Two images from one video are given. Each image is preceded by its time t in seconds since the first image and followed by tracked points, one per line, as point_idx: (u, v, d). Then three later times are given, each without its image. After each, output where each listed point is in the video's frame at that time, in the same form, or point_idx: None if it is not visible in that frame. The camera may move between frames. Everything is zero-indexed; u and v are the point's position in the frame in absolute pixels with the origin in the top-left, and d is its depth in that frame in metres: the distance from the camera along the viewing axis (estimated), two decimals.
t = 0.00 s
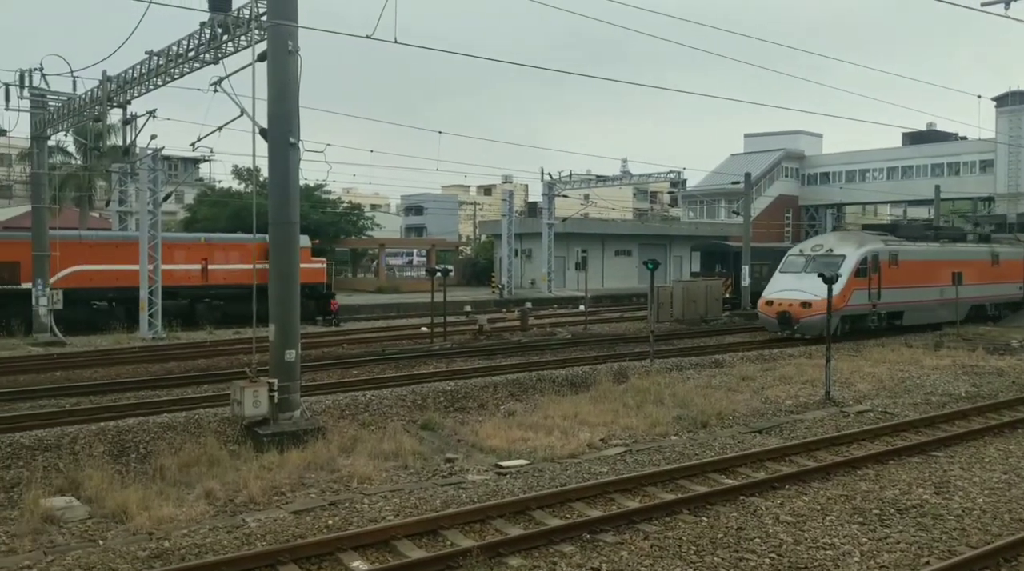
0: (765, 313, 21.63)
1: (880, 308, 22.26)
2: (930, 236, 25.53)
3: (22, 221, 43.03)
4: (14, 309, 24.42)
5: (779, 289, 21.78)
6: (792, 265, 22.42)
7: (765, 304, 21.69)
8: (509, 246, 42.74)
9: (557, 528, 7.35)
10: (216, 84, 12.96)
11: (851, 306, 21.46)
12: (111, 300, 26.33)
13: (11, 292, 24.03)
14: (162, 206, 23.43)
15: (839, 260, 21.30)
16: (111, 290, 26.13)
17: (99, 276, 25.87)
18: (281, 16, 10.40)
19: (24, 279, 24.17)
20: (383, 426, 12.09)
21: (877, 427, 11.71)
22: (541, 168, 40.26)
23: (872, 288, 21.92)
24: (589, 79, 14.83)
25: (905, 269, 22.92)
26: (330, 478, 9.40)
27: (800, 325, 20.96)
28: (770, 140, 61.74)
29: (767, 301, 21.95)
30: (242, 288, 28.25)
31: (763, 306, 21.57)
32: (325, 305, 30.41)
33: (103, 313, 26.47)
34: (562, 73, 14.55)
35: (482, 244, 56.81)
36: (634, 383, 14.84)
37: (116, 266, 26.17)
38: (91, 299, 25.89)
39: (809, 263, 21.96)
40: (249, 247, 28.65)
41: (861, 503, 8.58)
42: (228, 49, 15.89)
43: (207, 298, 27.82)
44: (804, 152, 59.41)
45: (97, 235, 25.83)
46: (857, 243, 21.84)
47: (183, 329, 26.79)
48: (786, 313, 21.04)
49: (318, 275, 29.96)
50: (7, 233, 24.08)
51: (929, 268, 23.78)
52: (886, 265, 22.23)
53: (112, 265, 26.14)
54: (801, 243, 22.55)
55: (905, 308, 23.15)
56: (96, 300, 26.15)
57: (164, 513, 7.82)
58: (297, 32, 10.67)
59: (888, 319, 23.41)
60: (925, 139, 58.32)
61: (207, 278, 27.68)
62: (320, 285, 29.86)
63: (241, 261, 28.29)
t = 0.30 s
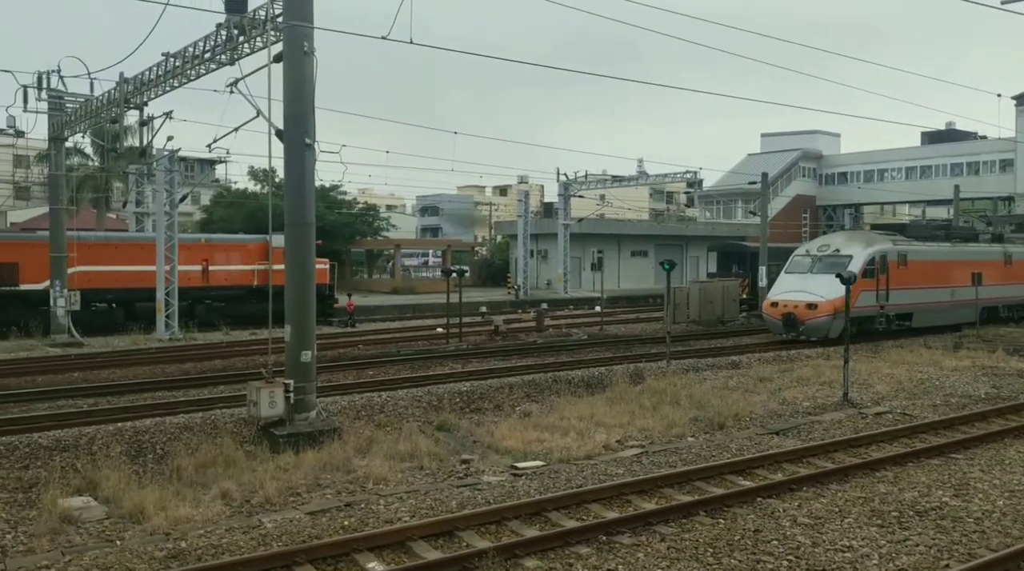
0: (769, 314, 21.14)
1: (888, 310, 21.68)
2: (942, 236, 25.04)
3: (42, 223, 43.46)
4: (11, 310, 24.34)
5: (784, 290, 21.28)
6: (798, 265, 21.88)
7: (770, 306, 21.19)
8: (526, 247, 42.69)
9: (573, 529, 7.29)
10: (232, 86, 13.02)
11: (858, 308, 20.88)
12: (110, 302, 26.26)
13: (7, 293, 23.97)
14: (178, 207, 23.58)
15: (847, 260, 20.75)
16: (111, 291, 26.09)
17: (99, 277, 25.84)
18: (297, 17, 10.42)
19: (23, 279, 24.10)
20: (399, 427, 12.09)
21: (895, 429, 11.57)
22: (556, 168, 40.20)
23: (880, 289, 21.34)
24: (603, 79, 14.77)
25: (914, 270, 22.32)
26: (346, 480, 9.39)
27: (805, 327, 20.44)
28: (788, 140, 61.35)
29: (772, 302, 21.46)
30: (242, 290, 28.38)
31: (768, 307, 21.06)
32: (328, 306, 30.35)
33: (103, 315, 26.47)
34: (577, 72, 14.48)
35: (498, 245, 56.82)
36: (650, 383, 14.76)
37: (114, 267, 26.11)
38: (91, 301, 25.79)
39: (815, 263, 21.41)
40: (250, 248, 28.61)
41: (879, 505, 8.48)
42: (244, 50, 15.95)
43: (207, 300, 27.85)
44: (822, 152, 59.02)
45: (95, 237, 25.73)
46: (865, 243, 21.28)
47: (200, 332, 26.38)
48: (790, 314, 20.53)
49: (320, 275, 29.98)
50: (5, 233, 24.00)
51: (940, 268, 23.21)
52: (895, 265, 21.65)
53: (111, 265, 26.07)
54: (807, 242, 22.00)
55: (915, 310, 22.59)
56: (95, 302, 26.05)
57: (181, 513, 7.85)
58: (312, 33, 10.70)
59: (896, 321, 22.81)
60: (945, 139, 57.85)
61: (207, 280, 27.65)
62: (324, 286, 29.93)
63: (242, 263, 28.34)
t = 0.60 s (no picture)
0: (774, 316, 20.62)
1: (896, 312, 21.00)
2: (955, 236, 24.51)
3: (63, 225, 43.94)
4: (9, 312, 24.26)
5: (790, 292, 20.75)
6: (804, 266, 21.32)
7: (775, 307, 20.65)
8: (543, 247, 42.64)
9: (590, 531, 7.25)
10: (251, 88, 13.10)
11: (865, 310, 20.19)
12: (111, 303, 26.15)
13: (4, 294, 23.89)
14: (197, 208, 23.74)
15: (853, 260, 20.14)
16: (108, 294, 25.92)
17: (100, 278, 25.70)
18: (316, 19, 10.50)
19: (20, 281, 24.07)
20: (415, 428, 12.10)
21: (916, 431, 11.44)
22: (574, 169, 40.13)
23: (888, 291, 20.67)
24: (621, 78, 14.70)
25: (924, 270, 21.66)
26: (363, 481, 9.40)
27: (810, 328, 19.87)
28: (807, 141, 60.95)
29: (777, 304, 20.94)
30: (245, 291, 28.53)
31: (774, 309, 20.55)
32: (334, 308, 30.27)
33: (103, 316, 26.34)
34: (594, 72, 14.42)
35: (515, 246, 56.80)
36: (668, 385, 14.67)
37: (116, 268, 26.04)
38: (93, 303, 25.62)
39: (822, 263, 20.82)
40: (252, 250, 28.81)
41: (901, 508, 8.36)
42: (262, 52, 16.01)
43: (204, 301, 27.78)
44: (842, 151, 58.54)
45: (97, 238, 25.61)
46: (872, 243, 20.66)
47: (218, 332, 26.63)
48: (795, 315, 19.99)
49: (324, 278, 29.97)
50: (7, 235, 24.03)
51: (951, 269, 22.58)
52: (904, 266, 20.98)
53: (113, 267, 25.99)
54: (813, 243, 21.43)
55: (925, 312, 21.93)
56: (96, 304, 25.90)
57: (200, 514, 7.88)
58: (330, 35, 10.71)
59: (906, 323, 22.13)
60: (967, 137, 57.25)
61: (209, 281, 27.65)
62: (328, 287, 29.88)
63: (243, 264, 28.54)
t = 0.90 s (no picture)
0: (777, 317, 20.09)
1: (902, 314, 20.46)
2: (965, 236, 24.01)
3: (82, 227, 44.35)
4: (7, 313, 24.35)
5: (793, 293, 20.25)
6: (807, 266, 20.80)
7: (777, 308, 20.13)
8: (558, 248, 42.59)
9: (607, 532, 7.22)
10: (265, 88, 13.14)
11: (869, 311, 19.69)
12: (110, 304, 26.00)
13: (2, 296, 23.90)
14: (213, 210, 23.84)
15: (858, 261, 19.63)
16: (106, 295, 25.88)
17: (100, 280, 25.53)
18: (331, 20, 10.51)
19: (20, 282, 23.99)
20: (431, 429, 12.11)
21: (936, 432, 11.31)
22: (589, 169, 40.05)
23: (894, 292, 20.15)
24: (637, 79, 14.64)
25: (931, 271, 21.08)
26: (380, 481, 9.39)
27: (813, 331, 19.36)
28: (823, 141, 60.62)
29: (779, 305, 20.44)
30: (245, 292, 28.50)
31: (775, 310, 20.00)
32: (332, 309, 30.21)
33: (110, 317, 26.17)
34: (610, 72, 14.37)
35: (530, 246, 56.80)
36: (684, 386, 14.61)
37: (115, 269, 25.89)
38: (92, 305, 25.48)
39: (825, 264, 20.30)
40: (253, 250, 28.71)
41: (920, 510, 8.26)
42: (278, 54, 16.07)
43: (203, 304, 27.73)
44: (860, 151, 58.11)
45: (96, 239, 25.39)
46: (878, 243, 20.10)
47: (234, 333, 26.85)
48: (798, 317, 19.50)
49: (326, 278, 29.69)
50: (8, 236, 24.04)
51: (961, 270, 21.99)
52: (910, 267, 20.43)
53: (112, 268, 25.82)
54: (818, 243, 20.91)
55: (932, 314, 21.38)
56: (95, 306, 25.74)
57: (217, 514, 7.90)
58: (345, 36, 10.73)
59: (912, 325, 21.58)
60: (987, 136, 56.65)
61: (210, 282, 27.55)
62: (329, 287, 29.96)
63: (243, 264, 28.40)
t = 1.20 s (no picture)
0: (779, 318, 19.76)
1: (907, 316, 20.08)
2: (974, 235, 23.59)
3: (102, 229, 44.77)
4: (5, 316, 24.34)
5: (796, 294, 19.91)
6: (811, 267, 20.48)
7: (779, 310, 19.80)
8: (573, 249, 42.51)
9: (623, 534, 7.18)
10: (281, 90, 13.21)
11: (874, 313, 19.33)
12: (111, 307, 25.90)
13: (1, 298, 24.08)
14: (229, 211, 23.96)
15: (862, 262, 19.25)
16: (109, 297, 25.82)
17: (99, 282, 25.47)
18: (345, 21, 10.54)
19: (19, 283, 24.19)
20: (447, 429, 12.12)
21: (956, 434, 11.18)
22: (605, 170, 39.95)
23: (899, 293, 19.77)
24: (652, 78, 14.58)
25: (939, 272, 20.63)
26: (396, 482, 9.39)
27: (816, 333, 19.03)
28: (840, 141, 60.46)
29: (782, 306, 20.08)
30: (246, 293, 28.40)
31: (777, 312, 19.67)
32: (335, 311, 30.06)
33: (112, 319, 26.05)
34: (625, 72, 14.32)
35: (546, 247, 56.73)
36: (701, 388, 14.52)
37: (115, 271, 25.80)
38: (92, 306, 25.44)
39: (829, 264, 19.96)
40: (255, 251, 28.72)
41: (940, 513, 8.16)
42: (293, 55, 16.13)
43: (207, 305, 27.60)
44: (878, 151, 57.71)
45: (95, 240, 25.39)
46: (883, 243, 19.74)
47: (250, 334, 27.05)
48: (800, 319, 19.16)
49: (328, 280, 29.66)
50: (8, 238, 24.22)
51: (970, 271, 21.51)
52: (916, 267, 20.03)
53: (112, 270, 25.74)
54: (821, 243, 20.57)
55: (941, 316, 20.96)
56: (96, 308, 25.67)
57: (234, 514, 7.93)
58: (361, 37, 10.75)
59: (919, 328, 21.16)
60: (1008, 135, 55.96)
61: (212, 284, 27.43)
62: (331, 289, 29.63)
63: (244, 266, 28.38)
